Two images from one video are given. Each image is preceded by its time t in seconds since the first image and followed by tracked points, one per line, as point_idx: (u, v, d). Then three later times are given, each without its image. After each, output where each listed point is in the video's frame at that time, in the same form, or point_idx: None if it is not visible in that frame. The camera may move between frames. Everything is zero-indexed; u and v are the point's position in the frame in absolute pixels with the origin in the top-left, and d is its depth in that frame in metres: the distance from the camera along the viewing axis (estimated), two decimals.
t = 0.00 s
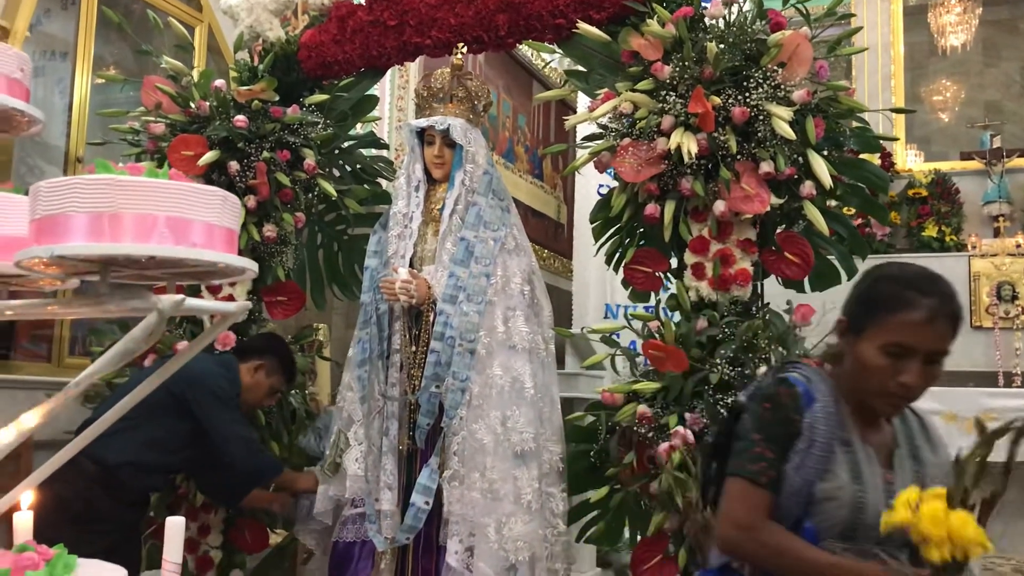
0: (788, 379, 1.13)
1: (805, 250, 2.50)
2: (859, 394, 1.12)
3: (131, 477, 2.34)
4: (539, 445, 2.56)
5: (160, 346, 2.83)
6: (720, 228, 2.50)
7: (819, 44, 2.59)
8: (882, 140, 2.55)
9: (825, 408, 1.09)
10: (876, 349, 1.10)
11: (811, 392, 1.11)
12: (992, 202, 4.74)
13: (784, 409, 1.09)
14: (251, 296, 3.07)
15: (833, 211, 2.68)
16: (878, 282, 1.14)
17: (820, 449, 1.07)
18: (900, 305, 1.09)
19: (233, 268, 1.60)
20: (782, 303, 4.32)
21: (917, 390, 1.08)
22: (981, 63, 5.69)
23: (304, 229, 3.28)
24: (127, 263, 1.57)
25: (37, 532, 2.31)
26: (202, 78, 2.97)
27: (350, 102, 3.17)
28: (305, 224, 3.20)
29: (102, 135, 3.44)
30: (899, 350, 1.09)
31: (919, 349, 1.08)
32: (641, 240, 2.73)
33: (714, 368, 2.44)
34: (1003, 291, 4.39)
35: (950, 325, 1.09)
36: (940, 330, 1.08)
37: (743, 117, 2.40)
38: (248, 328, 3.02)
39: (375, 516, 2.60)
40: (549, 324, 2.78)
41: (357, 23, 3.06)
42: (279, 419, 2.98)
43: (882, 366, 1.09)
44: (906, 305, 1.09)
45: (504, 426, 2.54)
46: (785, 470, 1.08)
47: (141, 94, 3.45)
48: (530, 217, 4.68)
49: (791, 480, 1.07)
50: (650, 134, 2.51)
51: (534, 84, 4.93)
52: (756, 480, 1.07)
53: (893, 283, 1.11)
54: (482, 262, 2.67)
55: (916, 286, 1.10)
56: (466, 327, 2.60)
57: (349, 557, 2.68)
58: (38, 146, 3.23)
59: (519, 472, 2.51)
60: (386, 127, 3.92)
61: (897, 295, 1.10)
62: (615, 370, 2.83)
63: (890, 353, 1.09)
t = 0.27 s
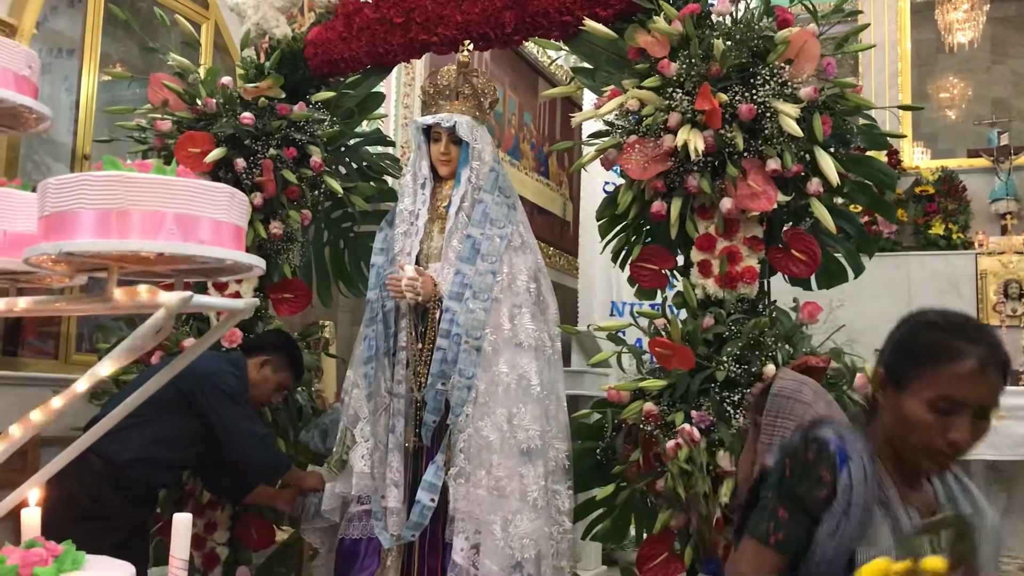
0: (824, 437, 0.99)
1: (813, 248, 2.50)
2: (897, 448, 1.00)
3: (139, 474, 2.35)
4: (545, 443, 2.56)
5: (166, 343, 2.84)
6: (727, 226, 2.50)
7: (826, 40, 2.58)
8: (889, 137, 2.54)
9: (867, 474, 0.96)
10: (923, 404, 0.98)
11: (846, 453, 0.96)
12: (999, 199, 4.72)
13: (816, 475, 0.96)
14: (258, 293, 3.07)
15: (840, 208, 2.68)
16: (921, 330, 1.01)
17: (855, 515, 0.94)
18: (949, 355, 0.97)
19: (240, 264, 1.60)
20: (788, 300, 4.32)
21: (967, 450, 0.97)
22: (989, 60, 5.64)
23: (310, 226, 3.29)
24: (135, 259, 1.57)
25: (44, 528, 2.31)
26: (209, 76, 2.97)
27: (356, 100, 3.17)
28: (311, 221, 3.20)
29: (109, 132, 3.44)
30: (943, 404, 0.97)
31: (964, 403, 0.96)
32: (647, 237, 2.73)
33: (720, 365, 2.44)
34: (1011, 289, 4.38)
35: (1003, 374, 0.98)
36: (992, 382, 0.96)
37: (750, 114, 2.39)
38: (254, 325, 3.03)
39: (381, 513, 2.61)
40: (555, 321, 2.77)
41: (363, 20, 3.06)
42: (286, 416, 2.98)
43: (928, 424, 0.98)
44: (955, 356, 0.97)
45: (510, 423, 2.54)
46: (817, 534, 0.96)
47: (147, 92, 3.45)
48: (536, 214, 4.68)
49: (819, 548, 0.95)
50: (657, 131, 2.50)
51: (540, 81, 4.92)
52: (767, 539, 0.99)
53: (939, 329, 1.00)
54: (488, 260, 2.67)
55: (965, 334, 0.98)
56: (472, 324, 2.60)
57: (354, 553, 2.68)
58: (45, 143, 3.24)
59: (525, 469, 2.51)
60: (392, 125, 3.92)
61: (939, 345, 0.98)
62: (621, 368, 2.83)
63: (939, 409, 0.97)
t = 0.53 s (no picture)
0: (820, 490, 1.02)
1: (817, 247, 2.49)
2: (918, 503, 1.02)
3: (144, 473, 2.36)
4: (548, 442, 2.55)
5: (170, 342, 2.84)
6: (730, 225, 2.50)
7: (830, 39, 2.57)
8: (894, 135, 2.53)
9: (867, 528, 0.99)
10: (940, 458, 0.99)
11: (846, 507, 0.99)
12: (1004, 198, 4.71)
13: (809, 533, 0.97)
14: (262, 292, 3.08)
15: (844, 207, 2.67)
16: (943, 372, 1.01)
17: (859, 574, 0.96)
18: (967, 406, 0.97)
19: (244, 263, 1.60)
20: (793, 299, 4.31)
21: (989, 505, 0.97)
22: (993, 59, 5.63)
23: (314, 225, 3.29)
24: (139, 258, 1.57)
25: (48, 527, 2.32)
26: (213, 75, 2.97)
27: (360, 99, 3.17)
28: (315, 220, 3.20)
29: (112, 131, 3.45)
30: (963, 459, 0.98)
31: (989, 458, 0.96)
32: (651, 236, 2.73)
33: (724, 364, 2.43)
34: (1015, 288, 4.34)
35: None
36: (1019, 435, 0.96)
37: (754, 113, 2.38)
38: (258, 324, 3.03)
39: (384, 512, 2.61)
40: (558, 320, 2.77)
41: (367, 19, 3.07)
42: (290, 415, 2.98)
43: (948, 477, 0.98)
44: (975, 407, 0.97)
45: (513, 422, 2.54)
46: None
47: (150, 91, 3.46)
48: (539, 213, 4.67)
49: None
50: (661, 130, 2.50)
51: (543, 80, 4.92)
52: None
53: (957, 378, 0.99)
54: (492, 259, 2.68)
55: (990, 384, 0.98)
56: (476, 323, 2.61)
57: (358, 552, 2.69)
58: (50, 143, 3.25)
59: (529, 468, 2.51)
60: (396, 124, 3.93)
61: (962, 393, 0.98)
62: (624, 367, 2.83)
63: (957, 462, 0.98)
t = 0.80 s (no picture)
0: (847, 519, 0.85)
1: (821, 245, 2.49)
2: (969, 528, 0.83)
3: (148, 471, 2.36)
4: (553, 440, 2.55)
5: (175, 341, 2.84)
6: (735, 223, 2.49)
7: (835, 36, 2.56)
8: (899, 133, 2.52)
9: (899, 563, 0.82)
10: (975, 465, 0.83)
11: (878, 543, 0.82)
12: (1009, 196, 4.70)
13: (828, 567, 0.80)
14: (266, 291, 3.08)
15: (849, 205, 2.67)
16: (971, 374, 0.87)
17: None
18: (1000, 400, 0.83)
19: (249, 261, 1.61)
20: (797, 297, 4.31)
21: None
22: (998, 56, 5.62)
23: (318, 223, 3.29)
24: (145, 257, 1.57)
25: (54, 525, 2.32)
26: (217, 74, 2.97)
27: (364, 97, 3.16)
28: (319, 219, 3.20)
29: (117, 130, 3.45)
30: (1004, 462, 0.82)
31: None
32: (655, 234, 2.73)
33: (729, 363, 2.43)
34: (1020, 286, 4.33)
35: None
36: None
37: (758, 111, 2.38)
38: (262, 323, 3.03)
39: (389, 510, 2.61)
40: (563, 318, 2.77)
41: (371, 18, 3.07)
42: (294, 413, 2.98)
43: (988, 489, 0.82)
44: (1009, 402, 0.83)
45: (517, 420, 2.54)
46: None
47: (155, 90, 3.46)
48: (543, 212, 4.67)
49: None
50: (665, 128, 2.50)
51: (547, 78, 4.92)
52: None
53: (989, 374, 0.85)
54: (496, 257, 2.68)
55: (1021, 377, 0.84)
56: (480, 321, 2.61)
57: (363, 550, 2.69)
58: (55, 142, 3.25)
59: (533, 466, 2.51)
60: (400, 122, 3.93)
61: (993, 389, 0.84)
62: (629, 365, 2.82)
63: (995, 468, 0.82)
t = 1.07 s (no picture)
0: None
1: (824, 242, 2.49)
2: None
3: (151, 469, 2.37)
4: (556, 437, 2.55)
5: (178, 339, 2.85)
6: (738, 220, 2.49)
7: (838, 33, 2.56)
8: (902, 130, 2.52)
9: None
10: None
11: None
12: (1012, 193, 4.69)
13: None
14: (269, 288, 3.08)
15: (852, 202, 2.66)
16: None
17: None
18: None
19: (253, 259, 1.61)
20: (801, 294, 4.30)
21: None
22: (1001, 53, 5.60)
23: (321, 221, 3.29)
24: (149, 254, 1.58)
25: (58, 523, 2.33)
26: (219, 71, 2.98)
27: (366, 95, 3.17)
28: (322, 216, 3.20)
29: (120, 128, 3.46)
30: None
31: None
32: (658, 231, 2.73)
33: (732, 360, 2.43)
34: None
35: None
36: None
37: (762, 108, 2.38)
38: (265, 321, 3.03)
39: (392, 507, 2.62)
40: (566, 316, 2.77)
41: (373, 15, 3.06)
42: (297, 411, 2.98)
43: None
44: None
45: (520, 417, 2.53)
46: None
47: (158, 89, 3.46)
48: (546, 209, 4.67)
49: None
50: (668, 125, 2.49)
51: (549, 76, 4.92)
52: None
53: None
54: (499, 255, 2.67)
55: None
56: (483, 319, 2.61)
57: (366, 548, 2.68)
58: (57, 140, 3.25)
59: (537, 463, 2.50)
60: (403, 120, 3.93)
61: None
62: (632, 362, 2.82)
63: None
